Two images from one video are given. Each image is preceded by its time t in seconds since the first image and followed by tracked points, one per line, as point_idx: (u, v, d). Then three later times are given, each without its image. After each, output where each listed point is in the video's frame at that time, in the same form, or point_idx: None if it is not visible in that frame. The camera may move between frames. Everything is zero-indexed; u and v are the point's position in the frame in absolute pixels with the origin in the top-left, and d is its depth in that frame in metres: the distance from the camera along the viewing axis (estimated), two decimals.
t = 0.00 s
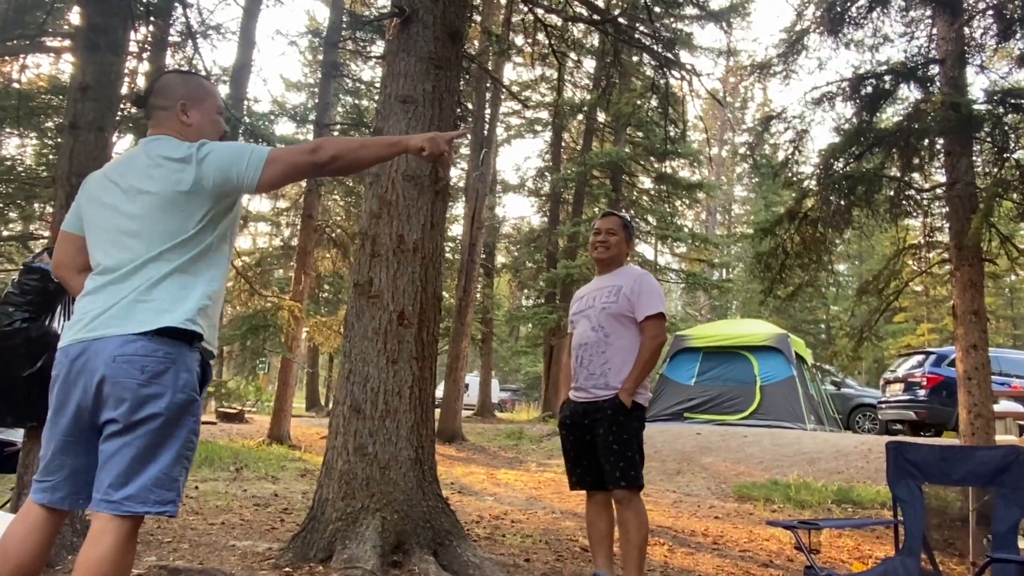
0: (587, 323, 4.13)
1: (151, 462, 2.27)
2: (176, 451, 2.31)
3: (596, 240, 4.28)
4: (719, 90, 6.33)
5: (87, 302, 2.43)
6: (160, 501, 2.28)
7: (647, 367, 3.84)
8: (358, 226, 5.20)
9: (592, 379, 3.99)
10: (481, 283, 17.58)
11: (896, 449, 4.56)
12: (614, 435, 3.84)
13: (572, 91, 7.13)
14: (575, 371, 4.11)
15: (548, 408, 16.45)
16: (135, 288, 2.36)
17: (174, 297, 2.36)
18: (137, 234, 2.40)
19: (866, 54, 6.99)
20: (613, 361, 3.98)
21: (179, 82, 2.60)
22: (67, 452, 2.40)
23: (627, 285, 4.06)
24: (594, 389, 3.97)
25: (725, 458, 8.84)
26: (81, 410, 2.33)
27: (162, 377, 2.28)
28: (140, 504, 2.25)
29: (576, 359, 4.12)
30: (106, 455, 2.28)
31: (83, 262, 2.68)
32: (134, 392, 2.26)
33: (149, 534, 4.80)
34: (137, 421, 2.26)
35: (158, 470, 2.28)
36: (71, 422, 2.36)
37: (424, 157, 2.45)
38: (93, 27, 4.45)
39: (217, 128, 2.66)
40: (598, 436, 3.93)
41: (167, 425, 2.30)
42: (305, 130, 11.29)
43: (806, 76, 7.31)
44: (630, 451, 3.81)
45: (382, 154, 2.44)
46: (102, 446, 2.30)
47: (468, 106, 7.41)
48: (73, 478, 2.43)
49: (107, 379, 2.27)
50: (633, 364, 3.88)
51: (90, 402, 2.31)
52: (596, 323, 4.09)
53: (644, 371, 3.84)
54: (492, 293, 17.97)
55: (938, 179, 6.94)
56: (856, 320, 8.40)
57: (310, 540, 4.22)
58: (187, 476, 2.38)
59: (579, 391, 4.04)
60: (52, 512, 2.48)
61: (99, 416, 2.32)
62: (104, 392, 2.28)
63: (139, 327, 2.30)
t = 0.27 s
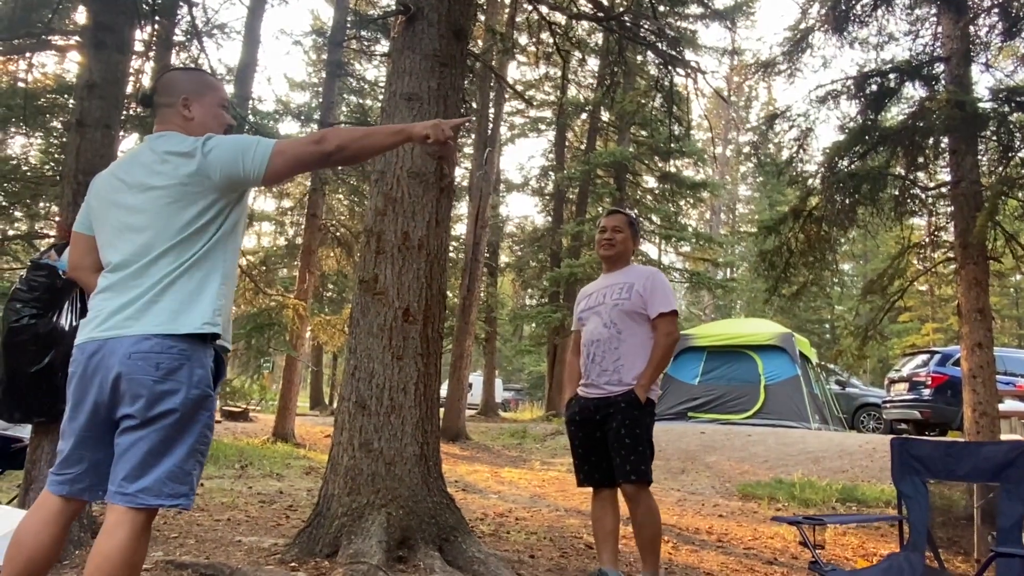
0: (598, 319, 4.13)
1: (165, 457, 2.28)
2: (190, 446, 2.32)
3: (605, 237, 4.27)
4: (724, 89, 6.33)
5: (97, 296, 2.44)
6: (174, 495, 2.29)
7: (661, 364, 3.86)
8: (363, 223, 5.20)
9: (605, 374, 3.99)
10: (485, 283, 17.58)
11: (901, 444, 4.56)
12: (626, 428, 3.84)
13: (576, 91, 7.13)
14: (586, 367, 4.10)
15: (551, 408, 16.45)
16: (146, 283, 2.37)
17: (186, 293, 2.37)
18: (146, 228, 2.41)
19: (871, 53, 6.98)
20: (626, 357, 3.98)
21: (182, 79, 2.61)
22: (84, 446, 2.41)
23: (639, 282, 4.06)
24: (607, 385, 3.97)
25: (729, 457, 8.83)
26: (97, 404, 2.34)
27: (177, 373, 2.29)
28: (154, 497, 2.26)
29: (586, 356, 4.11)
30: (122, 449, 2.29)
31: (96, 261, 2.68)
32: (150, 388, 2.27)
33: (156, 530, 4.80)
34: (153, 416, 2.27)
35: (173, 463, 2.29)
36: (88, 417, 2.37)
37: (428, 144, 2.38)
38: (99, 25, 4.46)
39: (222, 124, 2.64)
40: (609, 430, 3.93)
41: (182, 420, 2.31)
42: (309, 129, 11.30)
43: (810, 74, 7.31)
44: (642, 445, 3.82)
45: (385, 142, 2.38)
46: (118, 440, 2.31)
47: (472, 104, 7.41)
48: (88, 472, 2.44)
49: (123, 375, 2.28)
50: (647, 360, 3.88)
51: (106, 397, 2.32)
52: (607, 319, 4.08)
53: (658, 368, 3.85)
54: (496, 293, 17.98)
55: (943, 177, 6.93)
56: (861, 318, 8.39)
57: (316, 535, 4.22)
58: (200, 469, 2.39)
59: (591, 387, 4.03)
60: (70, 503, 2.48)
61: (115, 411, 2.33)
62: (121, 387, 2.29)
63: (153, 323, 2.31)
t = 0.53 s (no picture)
0: (603, 317, 4.12)
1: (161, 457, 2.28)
2: (186, 447, 2.32)
3: (614, 233, 4.25)
4: (721, 90, 6.34)
5: (94, 302, 2.44)
6: (169, 495, 2.29)
7: (661, 365, 3.84)
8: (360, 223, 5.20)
9: (607, 372, 3.99)
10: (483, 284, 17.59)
11: (897, 444, 4.56)
12: (630, 431, 3.86)
13: (573, 93, 7.14)
14: (589, 363, 4.10)
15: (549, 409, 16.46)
16: (143, 287, 2.36)
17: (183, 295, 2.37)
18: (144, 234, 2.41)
19: (867, 54, 7.00)
20: (628, 357, 3.98)
21: (191, 81, 2.63)
22: (79, 447, 2.40)
23: (646, 282, 4.04)
24: (608, 383, 3.97)
25: (725, 458, 8.84)
26: (93, 404, 2.34)
27: (174, 374, 2.29)
28: (149, 498, 2.26)
29: (590, 352, 4.11)
30: (117, 449, 2.28)
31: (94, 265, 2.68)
32: (146, 388, 2.27)
33: (152, 530, 4.80)
34: (150, 416, 2.27)
35: (169, 464, 2.29)
36: (83, 417, 2.37)
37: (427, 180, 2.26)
38: (96, 25, 4.46)
39: (226, 128, 2.69)
40: (610, 431, 3.94)
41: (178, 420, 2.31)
42: (306, 130, 11.30)
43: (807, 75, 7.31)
44: (645, 449, 3.84)
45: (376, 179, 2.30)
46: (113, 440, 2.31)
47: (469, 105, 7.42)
48: (85, 472, 2.44)
49: (119, 374, 2.28)
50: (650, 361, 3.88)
51: (102, 397, 2.32)
52: (612, 318, 4.08)
53: (661, 370, 3.85)
54: (493, 294, 17.99)
55: (939, 178, 6.94)
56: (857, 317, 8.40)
57: (313, 535, 4.22)
58: (196, 471, 2.39)
59: (592, 384, 4.04)
60: (64, 505, 2.48)
61: (111, 411, 2.33)
62: (117, 387, 2.29)
63: (150, 325, 2.31)
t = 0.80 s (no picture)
0: (606, 318, 4.12)
1: (156, 462, 2.29)
2: (180, 452, 2.34)
3: (621, 234, 4.24)
4: (711, 91, 6.36)
5: (82, 311, 2.43)
6: (162, 500, 2.30)
7: (662, 370, 3.85)
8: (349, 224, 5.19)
9: (607, 375, 4.00)
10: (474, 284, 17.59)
11: (887, 445, 4.57)
12: (628, 436, 3.87)
13: (563, 93, 7.14)
14: (590, 364, 4.11)
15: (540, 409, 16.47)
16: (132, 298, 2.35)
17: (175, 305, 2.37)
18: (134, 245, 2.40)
19: (856, 55, 7.03)
20: (630, 360, 3.98)
21: (185, 86, 2.63)
22: (68, 453, 2.39)
23: (650, 286, 4.03)
24: (609, 386, 3.98)
25: (716, 458, 8.87)
26: (87, 408, 2.33)
27: (172, 379, 2.31)
28: (143, 502, 2.27)
29: (591, 353, 4.11)
30: (110, 454, 2.28)
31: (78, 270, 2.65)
32: (145, 392, 2.28)
33: (141, 533, 4.79)
34: (146, 421, 2.29)
35: (163, 469, 2.30)
36: (74, 422, 2.35)
37: (227, 354, 2.34)
38: (83, 25, 4.44)
39: (216, 133, 2.70)
40: (608, 432, 3.96)
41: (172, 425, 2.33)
42: (296, 130, 11.28)
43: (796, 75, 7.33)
44: (642, 454, 3.85)
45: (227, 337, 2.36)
46: (106, 445, 2.31)
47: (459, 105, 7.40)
48: (75, 478, 2.42)
49: (117, 378, 2.28)
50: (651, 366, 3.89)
51: (97, 401, 2.32)
52: (615, 320, 4.07)
53: (662, 376, 3.85)
54: (484, 294, 17.98)
55: (927, 179, 6.98)
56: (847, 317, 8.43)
57: (302, 538, 4.21)
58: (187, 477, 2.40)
59: (592, 385, 4.05)
60: (49, 512, 2.46)
61: (105, 415, 2.33)
62: (114, 390, 2.29)
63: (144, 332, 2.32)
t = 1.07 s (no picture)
0: (611, 323, 4.11)
1: (143, 466, 2.28)
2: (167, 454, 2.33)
3: (628, 238, 4.24)
4: (700, 90, 6.37)
5: (69, 313, 2.42)
6: (150, 504, 2.29)
7: (667, 376, 3.87)
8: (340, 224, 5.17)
9: (611, 381, 4.01)
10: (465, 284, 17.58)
11: (876, 444, 4.59)
12: (628, 440, 3.90)
13: (554, 93, 7.14)
14: (592, 368, 4.11)
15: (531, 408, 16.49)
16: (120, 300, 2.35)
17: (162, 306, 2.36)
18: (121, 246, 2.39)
19: (845, 55, 7.06)
20: (634, 368, 3.99)
21: (189, 90, 2.62)
22: (55, 456, 2.39)
23: (657, 294, 4.04)
24: (612, 391, 3.99)
25: (707, 457, 8.90)
26: (74, 410, 2.33)
27: (159, 380, 2.31)
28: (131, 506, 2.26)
29: (594, 357, 4.11)
30: (98, 457, 2.28)
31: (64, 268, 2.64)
32: (132, 392, 2.28)
33: (130, 535, 4.77)
34: (134, 422, 2.29)
35: (151, 473, 2.29)
36: (61, 424, 2.35)
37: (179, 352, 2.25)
38: (70, 23, 4.41)
39: (214, 138, 2.71)
40: (608, 431, 3.99)
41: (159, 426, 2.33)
42: (286, 130, 11.24)
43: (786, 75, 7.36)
44: (641, 457, 3.88)
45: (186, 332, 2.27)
46: (94, 447, 2.31)
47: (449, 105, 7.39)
48: (63, 482, 2.41)
49: (105, 378, 2.28)
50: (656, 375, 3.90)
51: (85, 403, 2.31)
52: (620, 325, 4.07)
53: (667, 386, 3.87)
54: (475, 293, 17.98)
55: (916, 178, 7.02)
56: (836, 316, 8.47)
57: (293, 540, 4.20)
58: (176, 481, 2.39)
59: (594, 389, 4.05)
60: (38, 516, 2.45)
61: (93, 416, 2.33)
62: (103, 391, 2.29)
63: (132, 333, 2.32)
